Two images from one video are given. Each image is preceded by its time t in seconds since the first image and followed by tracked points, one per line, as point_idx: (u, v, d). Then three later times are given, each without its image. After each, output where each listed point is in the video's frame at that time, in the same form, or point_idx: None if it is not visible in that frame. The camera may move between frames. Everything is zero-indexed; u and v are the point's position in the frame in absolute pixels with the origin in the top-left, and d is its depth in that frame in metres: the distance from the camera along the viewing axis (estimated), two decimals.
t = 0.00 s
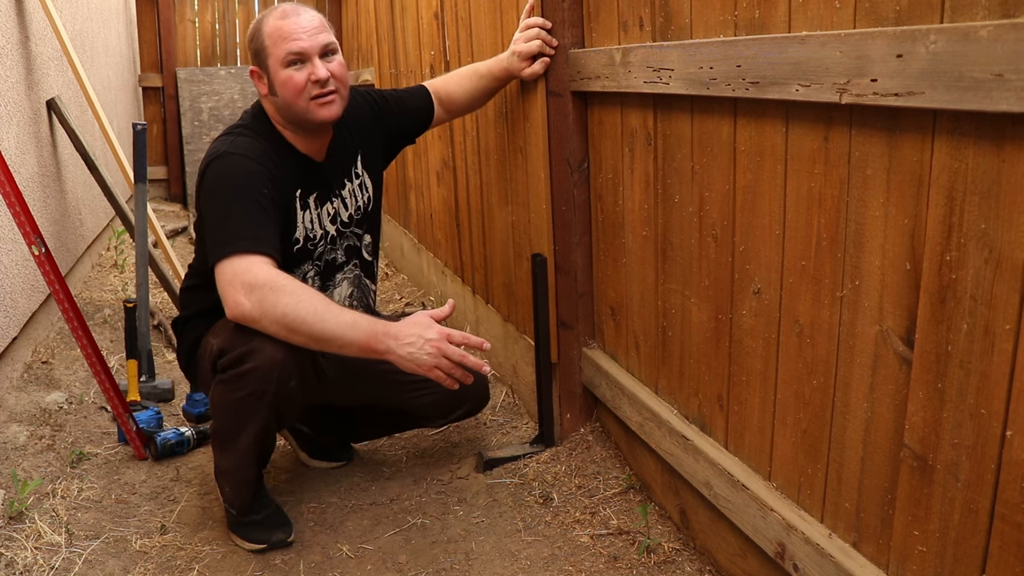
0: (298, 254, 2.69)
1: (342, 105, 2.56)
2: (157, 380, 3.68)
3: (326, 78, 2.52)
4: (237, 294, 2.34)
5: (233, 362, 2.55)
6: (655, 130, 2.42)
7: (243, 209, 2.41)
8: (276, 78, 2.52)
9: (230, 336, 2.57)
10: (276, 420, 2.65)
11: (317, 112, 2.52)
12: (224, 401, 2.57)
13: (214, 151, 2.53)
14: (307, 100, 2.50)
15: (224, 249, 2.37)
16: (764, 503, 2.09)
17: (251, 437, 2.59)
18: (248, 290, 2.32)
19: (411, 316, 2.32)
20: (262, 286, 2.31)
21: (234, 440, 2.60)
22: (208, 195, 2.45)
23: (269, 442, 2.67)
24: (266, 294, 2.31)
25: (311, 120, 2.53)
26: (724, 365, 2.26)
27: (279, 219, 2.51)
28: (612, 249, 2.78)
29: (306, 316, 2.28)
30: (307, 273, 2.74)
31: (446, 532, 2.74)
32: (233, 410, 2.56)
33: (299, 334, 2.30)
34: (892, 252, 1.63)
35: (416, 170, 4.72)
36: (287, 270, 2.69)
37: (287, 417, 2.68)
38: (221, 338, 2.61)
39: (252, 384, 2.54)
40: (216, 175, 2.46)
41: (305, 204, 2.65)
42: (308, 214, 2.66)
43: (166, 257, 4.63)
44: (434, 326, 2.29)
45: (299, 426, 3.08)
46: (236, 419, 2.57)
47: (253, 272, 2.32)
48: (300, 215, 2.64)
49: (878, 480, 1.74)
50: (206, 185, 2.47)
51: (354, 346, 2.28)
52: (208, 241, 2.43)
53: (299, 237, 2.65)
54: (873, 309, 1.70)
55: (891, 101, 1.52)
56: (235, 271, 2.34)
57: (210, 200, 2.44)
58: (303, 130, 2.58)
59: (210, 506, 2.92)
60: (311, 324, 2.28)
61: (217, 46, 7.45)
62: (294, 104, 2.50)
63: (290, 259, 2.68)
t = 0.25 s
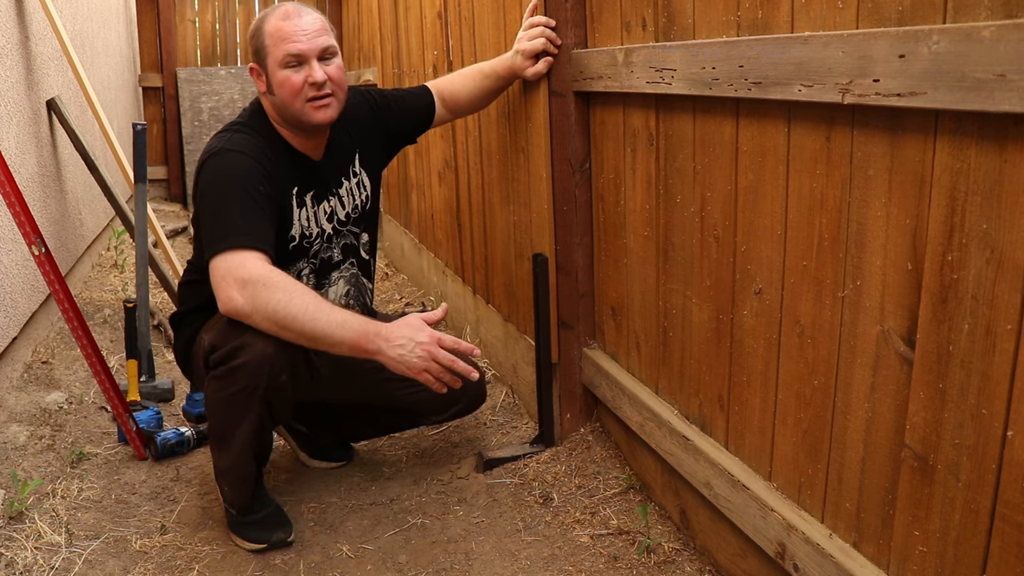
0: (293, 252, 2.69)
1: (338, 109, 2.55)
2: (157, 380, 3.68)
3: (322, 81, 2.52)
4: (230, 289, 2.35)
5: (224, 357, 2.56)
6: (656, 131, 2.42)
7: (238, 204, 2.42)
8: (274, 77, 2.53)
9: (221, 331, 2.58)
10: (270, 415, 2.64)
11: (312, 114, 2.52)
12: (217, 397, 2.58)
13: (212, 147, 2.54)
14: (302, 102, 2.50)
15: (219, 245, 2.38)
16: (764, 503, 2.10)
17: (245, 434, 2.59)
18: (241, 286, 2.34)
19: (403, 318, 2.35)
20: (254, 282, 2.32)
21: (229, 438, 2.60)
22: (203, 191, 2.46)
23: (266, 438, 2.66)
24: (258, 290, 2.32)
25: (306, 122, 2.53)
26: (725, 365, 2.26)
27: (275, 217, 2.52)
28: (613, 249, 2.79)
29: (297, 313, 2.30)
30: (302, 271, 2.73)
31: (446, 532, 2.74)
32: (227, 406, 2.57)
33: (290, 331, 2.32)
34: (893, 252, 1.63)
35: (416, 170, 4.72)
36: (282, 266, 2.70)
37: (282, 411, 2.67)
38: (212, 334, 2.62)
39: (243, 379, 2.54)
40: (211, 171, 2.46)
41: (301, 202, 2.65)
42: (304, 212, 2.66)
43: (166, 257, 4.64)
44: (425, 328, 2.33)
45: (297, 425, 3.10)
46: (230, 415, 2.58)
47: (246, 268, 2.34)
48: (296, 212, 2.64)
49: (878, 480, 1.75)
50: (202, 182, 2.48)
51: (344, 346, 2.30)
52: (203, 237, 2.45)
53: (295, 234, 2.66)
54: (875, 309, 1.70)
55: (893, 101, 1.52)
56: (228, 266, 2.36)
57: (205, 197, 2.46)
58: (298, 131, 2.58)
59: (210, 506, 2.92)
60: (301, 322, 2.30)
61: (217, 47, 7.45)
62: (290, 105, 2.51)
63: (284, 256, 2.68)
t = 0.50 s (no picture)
0: (284, 250, 2.68)
1: (330, 105, 2.56)
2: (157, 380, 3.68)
3: (314, 75, 2.53)
4: (220, 282, 2.35)
5: (218, 354, 2.57)
6: (655, 130, 2.42)
7: (227, 197, 2.42)
8: (266, 74, 2.54)
9: (213, 328, 2.59)
10: (268, 409, 2.64)
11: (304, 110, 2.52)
12: (212, 394, 2.58)
13: (203, 143, 2.55)
14: (294, 97, 2.51)
15: (209, 238, 2.38)
16: (764, 503, 2.09)
17: (242, 429, 2.58)
18: (232, 279, 2.34)
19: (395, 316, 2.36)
20: (246, 275, 2.33)
21: (227, 435, 2.60)
22: (192, 185, 2.46)
23: (265, 432, 2.66)
24: (249, 282, 2.33)
25: (298, 118, 2.53)
26: (724, 365, 2.26)
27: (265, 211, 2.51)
28: (612, 249, 2.78)
29: (288, 305, 2.31)
30: (294, 269, 2.72)
31: (446, 532, 2.74)
32: (224, 402, 2.57)
33: (280, 322, 2.32)
34: (892, 252, 1.63)
35: (416, 170, 4.72)
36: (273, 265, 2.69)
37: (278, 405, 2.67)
38: (204, 331, 2.63)
39: (238, 374, 2.54)
40: (201, 165, 2.47)
41: (293, 200, 2.65)
42: (296, 211, 2.66)
43: (167, 257, 4.64)
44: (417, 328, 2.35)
45: (293, 426, 3.10)
46: (227, 411, 2.57)
47: (237, 261, 2.34)
48: (288, 211, 2.64)
49: (878, 480, 1.74)
50: (192, 176, 2.48)
51: (333, 337, 2.31)
52: (192, 231, 2.45)
53: (286, 233, 2.65)
54: (874, 309, 1.70)
55: (891, 101, 1.52)
56: (219, 259, 2.36)
57: (193, 190, 2.46)
58: (291, 128, 2.59)
59: (210, 506, 2.91)
60: (292, 313, 2.31)
61: (217, 47, 7.45)
62: (283, 99, 2.51)
63: (276, 255, 2.67)
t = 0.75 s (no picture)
0: (282, 249, 2.67)
1: (334, 109, 2.56)
2: (157, 380, 3.68)
3: (320, 78, 2.53)
4: (218, 277, 2.35)
5: (215, 352, 2.56)
6: (655, 130, 2.42)
7: (227, 194, 2.42)
8: (272, 73, 2.54)
9: (211, 327, 2.60)
10: (265, 407, 2.63)
11: (308, 113, 2.52)
12: (210, 394, 2.57)
13: (204, 140, 2.54)
14: (299, 99, 2.51)
15: (209, 235, 2.38)
16: (764, 503, 2.09)
17: (241, 427, 2.57)
18: (230, 275, 2.34)
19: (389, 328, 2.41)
20: (245, 272, 2.33)
21: (225, 435, 2.60)
22: (192, 181, 2.46)
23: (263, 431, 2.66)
24: (248, 279, 2.33)
25: (301, 120, 2.53)
26: (725, 365, 2.26)
27: (263, 209, 2.51)
28: (612, 249, 2.78)
29: (287, 302, 2.32)
30: (291, 270, 2.70)
31: (446, 532, 2.74)
32: (221, 401, 2.56)
33: (278, 320, 2.34)
34: (892, 252, 1.63)
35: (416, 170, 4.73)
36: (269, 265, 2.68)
37: (275, 403, 2.67)
38: (201, 331, 2.63)
39: (235, 372, 2.54)
40: (202, 162, 2.46)
41: (292, 200, 2.65)
42: (295, 210, 2.66)
43: (166, 257, 4.64)
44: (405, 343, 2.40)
45: (292, 428, 3.10)
46: (226, 410, 2.57)
47: (236, 258, 2.34)
48: (287, 210, 2.64)
49: (878, 480, 1.74)
50: (191, 172, 2.48)
51: (332, 337, 2.34)
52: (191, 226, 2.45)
53: (284, 232, 2.64)
54: (874, 309, 1.70)
55: (892, 101, 1.52)
56: (218, 256, 2.36)
57: (192, 186, 2.46)
58: (294, 129, 2.58)
59: (210, 506, 2.91)
60: (290, 311, 2.32)
61: (217, 47, 7.45)
62: (287, 100, 2.51)
63: (274, 254, 2.67)
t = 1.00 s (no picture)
0: (283, 252, 2.66)
1: (343, 117, 2.58)
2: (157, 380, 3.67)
3: (333, 84, 2.55)
4: (221, 280, 2.35)
5: (217, 351, 2.55)
6: (656, 130, 2.42)
7: (231, 196, 2.42)
8: (284, 77, 2.56)
9: (212, 326, 2.58)
10: (269, 406, 2.63)
11: (317, 120, 2.53)
12: (213, 393, 2.56)
13: (210, 141, 2.54)
14: (309, 104, 2.53)
15: (212, 236, 2.38)
16: (764, 503, 2.09)
17: (245, 426, 2.57)
18: (232, 277, 2.35)
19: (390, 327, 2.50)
20: (247, 273, 2.34)
21: (228, 435, 2.59)
22: (196, 182, 2.46)
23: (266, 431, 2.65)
24: (250, 280, 2.34)
25: (310, 126, 2.54)
26: (725, 365, 2.26)
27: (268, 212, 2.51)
28: (612, 249, 2.79)
29: (291, 303, 2.35)
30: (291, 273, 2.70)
31: (446, 532, 2.74)
32: (224, 400, 2.55)
33: (282, 320, 2.36)
34: (892, 252, 1.63)
35: (416, 170, 4.73)
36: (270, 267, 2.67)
37: (279, 402, 2.66)
38: (202, 330, 2.62)
39: (238, 371, 2.53)
40: (207, 162, 2.46)
41: (293, 204, 2.63)
42: (297, 214, 2.64)
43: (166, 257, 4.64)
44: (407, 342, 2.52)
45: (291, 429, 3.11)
46: (229, 409, 2.56)
47: (238, 259, 2.35)
48: (289, 214, 2.62)
49: (878, 480, 1.74)
50: (195, 172, 2.48)
51: (336, 334, 2.38)
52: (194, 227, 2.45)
53: (285, 236, 2.63)
54: (874, 309, 1.70)
55: (892, 101, 1.52)
56: (220, 258, 2.36)
57: (196, 186, 2.46)
58: (299, 136, 2.59)
59: (210, 506, 2.91)
60: (294, 312, 2.35)
61: (217, 47, 7.45)
62: (299, 104, 2.53)
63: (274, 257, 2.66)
